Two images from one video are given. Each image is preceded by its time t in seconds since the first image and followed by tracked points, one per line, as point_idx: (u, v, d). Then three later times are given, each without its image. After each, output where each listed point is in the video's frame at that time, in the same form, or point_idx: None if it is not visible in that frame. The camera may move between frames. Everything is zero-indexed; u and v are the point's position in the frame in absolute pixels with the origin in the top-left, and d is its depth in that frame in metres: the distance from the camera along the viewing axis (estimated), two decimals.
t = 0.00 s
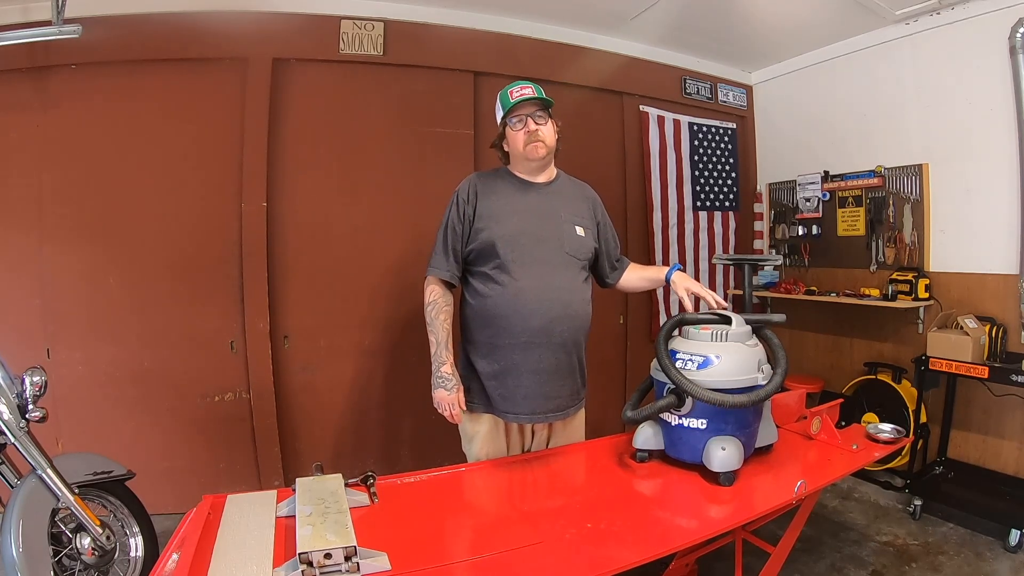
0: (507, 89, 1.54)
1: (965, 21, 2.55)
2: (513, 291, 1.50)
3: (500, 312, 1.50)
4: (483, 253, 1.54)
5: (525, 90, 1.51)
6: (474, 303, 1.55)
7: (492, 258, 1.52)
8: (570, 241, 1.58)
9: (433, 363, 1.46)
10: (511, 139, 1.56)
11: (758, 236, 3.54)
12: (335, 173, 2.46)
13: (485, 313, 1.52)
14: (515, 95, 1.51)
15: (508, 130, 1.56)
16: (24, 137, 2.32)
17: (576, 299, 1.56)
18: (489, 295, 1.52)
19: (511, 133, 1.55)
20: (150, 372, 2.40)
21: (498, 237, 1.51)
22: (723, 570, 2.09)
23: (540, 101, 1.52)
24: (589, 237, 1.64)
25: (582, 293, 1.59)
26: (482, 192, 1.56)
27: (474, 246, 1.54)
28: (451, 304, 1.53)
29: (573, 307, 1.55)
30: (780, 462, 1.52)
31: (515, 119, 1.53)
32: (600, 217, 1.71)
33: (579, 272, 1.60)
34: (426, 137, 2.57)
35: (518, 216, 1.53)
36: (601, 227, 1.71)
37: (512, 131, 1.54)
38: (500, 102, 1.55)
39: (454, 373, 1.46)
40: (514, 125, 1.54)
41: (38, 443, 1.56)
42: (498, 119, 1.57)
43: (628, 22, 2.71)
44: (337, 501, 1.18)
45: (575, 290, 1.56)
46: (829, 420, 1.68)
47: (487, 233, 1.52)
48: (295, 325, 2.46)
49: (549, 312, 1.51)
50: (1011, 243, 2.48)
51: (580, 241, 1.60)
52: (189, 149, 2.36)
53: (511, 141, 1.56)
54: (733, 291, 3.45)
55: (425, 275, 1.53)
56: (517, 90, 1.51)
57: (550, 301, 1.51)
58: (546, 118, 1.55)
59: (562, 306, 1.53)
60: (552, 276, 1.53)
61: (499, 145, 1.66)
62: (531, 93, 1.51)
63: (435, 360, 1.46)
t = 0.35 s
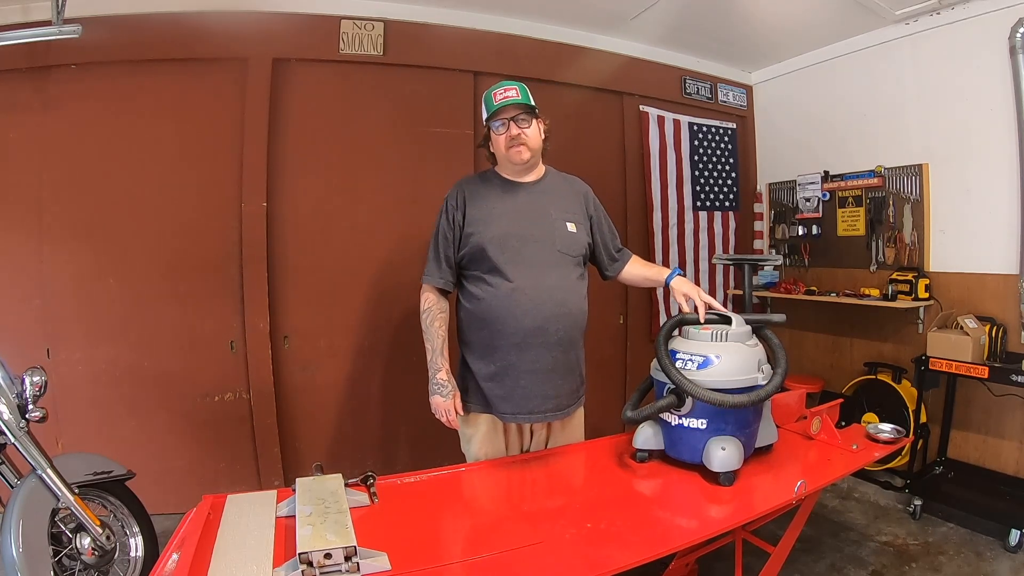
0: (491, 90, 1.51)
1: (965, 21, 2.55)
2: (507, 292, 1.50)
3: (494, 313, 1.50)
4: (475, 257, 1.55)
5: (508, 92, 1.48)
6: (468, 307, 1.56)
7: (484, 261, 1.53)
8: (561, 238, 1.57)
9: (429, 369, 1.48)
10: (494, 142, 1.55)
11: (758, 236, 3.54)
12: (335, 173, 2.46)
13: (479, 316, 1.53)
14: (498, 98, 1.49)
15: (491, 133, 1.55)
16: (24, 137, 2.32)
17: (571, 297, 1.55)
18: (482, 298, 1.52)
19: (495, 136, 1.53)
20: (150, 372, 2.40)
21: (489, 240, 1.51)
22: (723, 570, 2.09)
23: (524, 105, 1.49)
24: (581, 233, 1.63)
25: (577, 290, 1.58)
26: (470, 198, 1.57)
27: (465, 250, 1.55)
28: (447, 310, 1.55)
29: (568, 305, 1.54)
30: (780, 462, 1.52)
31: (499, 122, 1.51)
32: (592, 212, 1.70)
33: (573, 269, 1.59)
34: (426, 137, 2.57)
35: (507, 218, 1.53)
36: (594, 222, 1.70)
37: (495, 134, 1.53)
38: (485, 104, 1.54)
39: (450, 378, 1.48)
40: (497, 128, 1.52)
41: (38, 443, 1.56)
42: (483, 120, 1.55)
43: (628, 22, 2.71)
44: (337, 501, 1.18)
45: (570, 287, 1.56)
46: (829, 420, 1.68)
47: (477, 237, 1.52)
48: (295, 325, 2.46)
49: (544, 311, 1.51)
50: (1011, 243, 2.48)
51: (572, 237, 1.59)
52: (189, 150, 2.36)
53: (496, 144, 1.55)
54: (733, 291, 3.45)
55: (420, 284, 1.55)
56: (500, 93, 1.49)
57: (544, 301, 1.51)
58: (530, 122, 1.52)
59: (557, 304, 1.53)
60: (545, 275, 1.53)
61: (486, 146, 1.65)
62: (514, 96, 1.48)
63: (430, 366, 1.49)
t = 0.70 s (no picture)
0: (477, 95, 1.48)
1: (965, 21, 2.55)
2: (501, 296, 1.50)
3: (490, 317, 1.51)
4: (468, 264, 1.55)
5: (493, 98, 1.45)
6: (465, 313, 1.56)
7: (477, 267, 1.53)
8: (553, 238, 1.56)
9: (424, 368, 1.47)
10: (482, 149, 1.53)
11: (758, 236, 3.55)
12: (335, 173, 2.46)
13: (476, 321, 1.53)
14: (483, 105, 1.46)
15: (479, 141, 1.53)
16: (24, 137, 2.32)
17: (566, 296, 1.55)
18: (478, 303, 1.52)
19: (482, 142, 1.51)
20: (150, 372, 2.40)
21: (481, 245, 1.51)
22: (723, 570, 2.09)
23: (510, 111, 1.46)
24: (574, 231, 1.62)
25: (572, 289, 1.58)
26: (460, 204, 1.56)
27: (458, 257, 1.55)
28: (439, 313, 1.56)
29: (563, 304, 1.54)
30: (780, 462, 1.52)
31: (486, 130, 1.49)
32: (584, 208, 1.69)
33: (567, 268, 1.59)
34: (427, 137, 2.57)
35: (498, 222, 1.53)
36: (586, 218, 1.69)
37: (482, 141, 1.51)
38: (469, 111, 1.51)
39: (444, 372, 1.47)
40: (484, 136, 1.50)
41: (38, 443, 1.56)
42: (469, 126, 1.53)
43: (628, 22, 2.70)
44: (337, 501, 1.18)
45: (564, 287, 1.56)
46: (829, 420, 1.68)
47: (469, 243, 1.52)
48: (295, 325, 2.46)
49: (540, 313, 1.51)
50: (1011, 243, 2.48)
51: (565, 236, 1.58)
52: (189, 150, 2.36)
53: (484, 152, 1.54)
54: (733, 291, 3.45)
55: (415, 293, 1.57)
56: (485, 99, 1.45)
57: (539, 303, 1.51)
58: (517, 127, 1.49)
59: (553, 304, 1.52)
60: (539, 276, 1.52)
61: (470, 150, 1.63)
62: (500, 102, 1.45)
63: (425, 364, 1.48)
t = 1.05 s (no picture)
0: (460, 104, 1.45)
1: (965, 21, 2.55)
2: (496, 298, 1.50)
3: (486, 320, 1.51)
4: (462, 267, 1.54)
5: (477, 109, 1.43)
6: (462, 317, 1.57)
7: (471, 270, 1.53)
8: (547, 237, 1.55)
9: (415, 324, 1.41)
10: (468, 158, 1.51)
11: (758, 236, 3.55)
12: (335, 173, 2.46)
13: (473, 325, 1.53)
14: (468, 117, 1.43)
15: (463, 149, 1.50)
16: (24, 137, 2.31)
17: (562, 294, 1.55)
18: (474, 307, 1.52)
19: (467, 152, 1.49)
20: (150, 372, 2.40)
21: (473, 249, 1.51)
22: (723, 570, 2.09)
23: (495, 122, 1.43)
24: (567, 228, 1.61)
25: (568, 287, 1.58)
26: (450, 208, 1.55)
27: (452, 261, 1.55)
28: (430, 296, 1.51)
29: (560, 303, 1.54)
30: (780, 462, 1.52)
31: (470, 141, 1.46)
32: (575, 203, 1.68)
33: (562, 266, 1.58)
34: (427, 137, 2.57)
35: (490, 225, 1.52)
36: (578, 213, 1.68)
37: (467, 151, 1.49)
38: (453, 118, 1.47)
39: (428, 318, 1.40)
40: (469, 146, 1.47)
41: (38, 443, 1.56)
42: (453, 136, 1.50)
43: (628, 22, 2.71)
44: (337, 501, 1.17)
45: (560, 286, 1.56)
46: (829, 420, 1.68)
47: (462, 247, 1.51)
48: (295, 325, 2.46)
49: (537, 313, 1.51)
50: (1011, 243, 2.48)
51: (558, 234, 1.58)
52: (190, 150, 2.36)
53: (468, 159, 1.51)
54: (733, 291, 3.45)
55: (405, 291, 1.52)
56: (469, 110, 1.43)
57: (535, 303, 1.51)
58: (503, 138, 1.47)
59: (549, 304, 1.52)
60: (535, 276, 1.52)
61: (454, 152, 1.59)
62: (485, 113, 1.42)
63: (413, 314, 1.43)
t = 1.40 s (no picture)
0: (462, 103, 1.43)
1: (964, 21, 2.55)
2: (490, 300, 1.50)
3: (481, 323, 1.51)
4: (455, 271, 1.54)
5: (481, 108, 1.41)
6: (456, 320, 1.56)
7: (464, 273, 1.52)
8: (539, 238, 1.56)
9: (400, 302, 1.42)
10: (465, 158, 1.49)
11: (758, 236, 3.55)
12: (335, 173, 2.46)
13: (468, 328, 1.53)
14: (470, 116, 1.41)
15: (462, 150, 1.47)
16: (24, 137, 2.31)
17: (556, 296, 1.55)
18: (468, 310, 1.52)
19: (465, 152, 1.47)
20: (150, 372, 2.40)
21: (466, 252, 1.50)
22: (723, 570, 2.09)
23: (497, 122, 1.42)
24: (559, 229, 1.61)
25: (562, 288, 1.58)
26: (441, 211, 1.55)
27: (444, 264, 1.54)
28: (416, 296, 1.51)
29: (554, 304, 1.54)
30: (780, 462, 1.52)
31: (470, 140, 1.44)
32: (567, 203, 1.68)
33: (555, 267, 1.58)
34: (427, 138, 2.57)
35: (482, 227, 1.52)
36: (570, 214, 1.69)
37: (466, 151, 1.46)
38: (453, 118, 1.45)
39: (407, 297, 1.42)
40: (468, 146, 1.45)
41: (38, 443, 1.56)
42: (451, 135, 1.48)
43: (628, 22, 2.71)
44: (337, 501, 1.17)
45: (554, 287, 1.56)
46: (829, 420, 1.68)
47: (454, 250, 1.51)
48: (295, 325, 2.46)
49: (532, 315, 1.51)
50: (1011, 243, 2.48)
51: (551, 235, 1.58)
52: (190, 149, 2.36)
53: (467, 160, 1.49)
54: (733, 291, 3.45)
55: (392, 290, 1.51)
56: (472, 109, 1.41)
57: (529, 305, 1.51)
58: (504, 139, 1.46)
59: (543, 305, 1.52)
60: (528, 278, 1.52)
61: (449, 151, 1.57)
62: (488, 113, 1.41)
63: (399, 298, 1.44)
